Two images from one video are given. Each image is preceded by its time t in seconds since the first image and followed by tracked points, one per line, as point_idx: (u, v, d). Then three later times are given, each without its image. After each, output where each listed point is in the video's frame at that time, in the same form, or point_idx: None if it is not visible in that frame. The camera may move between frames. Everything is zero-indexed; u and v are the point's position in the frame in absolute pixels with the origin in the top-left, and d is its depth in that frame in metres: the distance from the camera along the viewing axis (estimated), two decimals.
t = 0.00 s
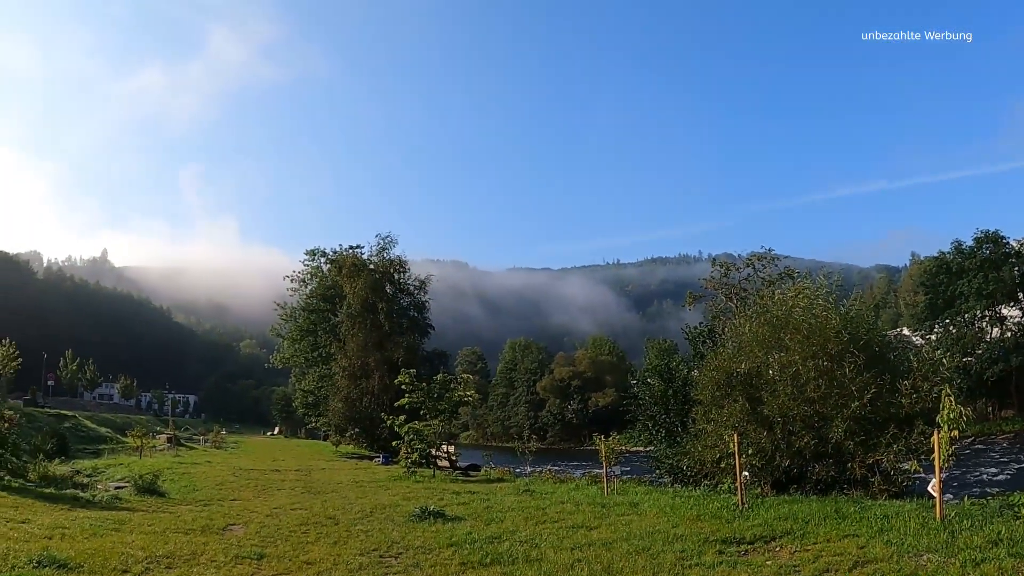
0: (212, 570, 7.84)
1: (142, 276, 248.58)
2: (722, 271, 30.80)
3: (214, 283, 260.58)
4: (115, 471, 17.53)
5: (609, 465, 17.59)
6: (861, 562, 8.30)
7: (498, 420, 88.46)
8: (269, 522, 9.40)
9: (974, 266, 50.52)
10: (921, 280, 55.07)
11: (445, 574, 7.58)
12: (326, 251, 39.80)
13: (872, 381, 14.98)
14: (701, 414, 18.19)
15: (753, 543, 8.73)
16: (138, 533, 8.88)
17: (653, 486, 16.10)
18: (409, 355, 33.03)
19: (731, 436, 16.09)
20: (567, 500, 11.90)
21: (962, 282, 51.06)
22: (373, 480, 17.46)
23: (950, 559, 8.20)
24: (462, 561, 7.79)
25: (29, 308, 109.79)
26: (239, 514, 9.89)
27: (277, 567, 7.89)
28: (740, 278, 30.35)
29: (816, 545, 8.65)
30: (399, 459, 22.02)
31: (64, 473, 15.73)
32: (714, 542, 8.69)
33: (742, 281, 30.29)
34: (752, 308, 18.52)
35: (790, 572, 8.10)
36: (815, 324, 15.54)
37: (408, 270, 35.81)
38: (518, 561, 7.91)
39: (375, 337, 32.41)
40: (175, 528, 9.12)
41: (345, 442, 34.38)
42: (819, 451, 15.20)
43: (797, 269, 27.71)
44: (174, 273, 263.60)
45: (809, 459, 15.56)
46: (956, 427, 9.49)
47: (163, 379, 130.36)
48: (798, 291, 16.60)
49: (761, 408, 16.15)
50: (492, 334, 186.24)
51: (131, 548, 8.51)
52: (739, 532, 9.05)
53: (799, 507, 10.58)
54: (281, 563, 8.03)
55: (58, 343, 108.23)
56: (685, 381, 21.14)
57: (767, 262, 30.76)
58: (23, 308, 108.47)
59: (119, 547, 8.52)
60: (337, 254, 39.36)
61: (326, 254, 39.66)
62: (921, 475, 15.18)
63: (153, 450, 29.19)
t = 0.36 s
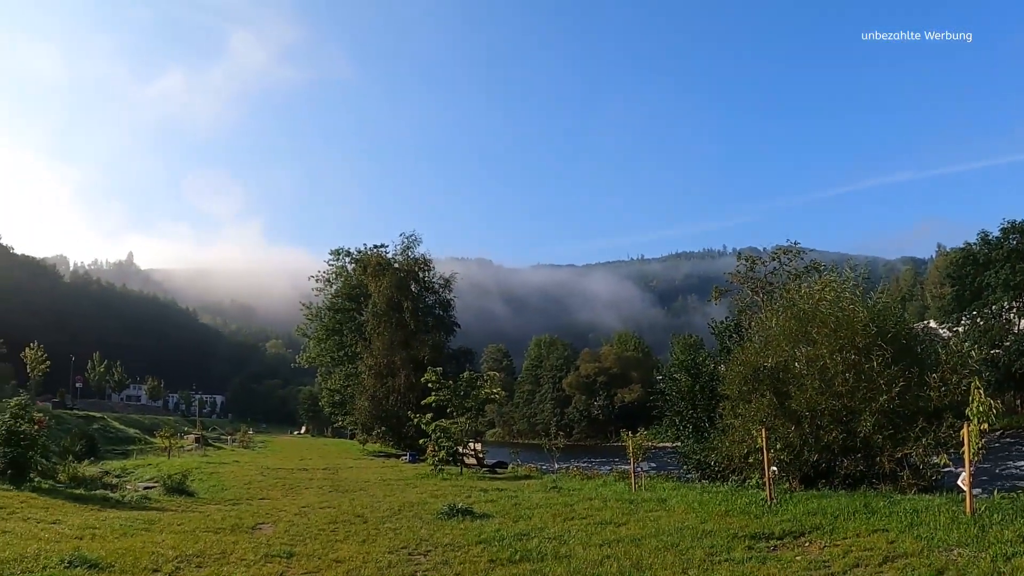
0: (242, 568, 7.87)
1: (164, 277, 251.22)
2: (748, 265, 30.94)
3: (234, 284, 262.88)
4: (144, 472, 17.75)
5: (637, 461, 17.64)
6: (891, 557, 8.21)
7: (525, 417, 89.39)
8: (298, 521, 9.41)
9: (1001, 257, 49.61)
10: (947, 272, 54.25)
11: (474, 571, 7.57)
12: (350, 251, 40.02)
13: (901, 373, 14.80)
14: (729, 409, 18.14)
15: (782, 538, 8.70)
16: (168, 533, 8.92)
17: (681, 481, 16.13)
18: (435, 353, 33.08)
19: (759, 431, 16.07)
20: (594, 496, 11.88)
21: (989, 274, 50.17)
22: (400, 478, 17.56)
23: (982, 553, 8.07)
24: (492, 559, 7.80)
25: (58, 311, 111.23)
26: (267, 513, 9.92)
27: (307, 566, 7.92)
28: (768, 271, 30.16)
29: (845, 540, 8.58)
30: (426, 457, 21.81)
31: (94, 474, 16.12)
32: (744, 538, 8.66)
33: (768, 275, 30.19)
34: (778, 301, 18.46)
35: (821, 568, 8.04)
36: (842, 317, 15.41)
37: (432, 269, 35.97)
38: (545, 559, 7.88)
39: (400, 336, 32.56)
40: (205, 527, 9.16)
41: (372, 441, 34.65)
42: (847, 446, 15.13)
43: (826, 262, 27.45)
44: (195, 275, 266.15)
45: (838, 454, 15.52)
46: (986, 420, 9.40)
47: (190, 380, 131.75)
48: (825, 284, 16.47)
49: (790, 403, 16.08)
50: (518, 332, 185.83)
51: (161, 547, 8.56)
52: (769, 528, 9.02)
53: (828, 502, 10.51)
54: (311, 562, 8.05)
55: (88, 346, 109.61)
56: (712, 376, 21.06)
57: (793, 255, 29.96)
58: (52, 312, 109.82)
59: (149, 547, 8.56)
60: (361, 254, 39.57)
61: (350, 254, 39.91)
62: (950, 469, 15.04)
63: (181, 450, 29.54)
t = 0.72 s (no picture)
0: (269, 567, 7.94)
1: (183, 278, 253.02)
2: (770, 260, 30.69)
3: (251, 284, 264.28)
4: (170, 471, 17.89)
5: (662, 458, 17.61)
6: (917, 554, 8.13)
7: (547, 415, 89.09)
8: (322, 519, 9.40)
9: None
10: (971, 266, 53.40)
11: (500, 569, 7.63)
12: (372, 250, 40.15)
13: (926, 368, 14.71)
14: (753, 405, 18.08)
15: (807, 535, 8.68)
16: (194, 530, 8.98)
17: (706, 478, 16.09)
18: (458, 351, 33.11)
19: (784, 427, 16.01)
20: (619, 494, 11.85)
21: (1013, 267, 48.61)
22: (424, 476, 17.60)
23: (1009, 549, 7.96)
24: (518, 556, 7.82)
25: (82, 312, 112.22)
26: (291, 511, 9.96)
27: (333, 564, 7.97)
28: (789, 265, 30.23)
29: (872, 538, 8.52)
30: (451, 454, 22.15)
31: (120, 473, 16.32)
32: (769, 534, 8.63)
33: (792, 270, 30.02)
34: (803, 296, 18.42)
35: (847, 565, 7.97)
36: (866, 312, 15.36)
37: (454, 267, 36.06)
38: (569, 556, 7.91)
39: (423, 335, 32.64)
40: (230, 525, 9.21)
41: (396, 439, 34.86)
42: (873, 441, 15.06)
43: (848, 258, 27.45)
44: (213, 275, 267.75)
45: (863, 450, 15.45)
46: (1012, 415, 9.33)
47: (213, 380, 132.57)
48: (849, 280, 16.39)
49: (815, 399, 16.01)
50: (541, 330, 185.30)
51: (187, 546, 8.64)
52: (794, 524, 9.00)
53: (853, 498, 10.43)
54: (337, 560, 8.10)
55: (112, 346, 110.46)
56: (737, 372, 20.99)
57: (816, 250, 30.08)
58: (76, 313, 110.82)
59: (176, 545, 8.64)
60: (383, 253, 39.74)
61: (373, 253, 40.15)
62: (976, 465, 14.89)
63: (205, 450, 29.82)
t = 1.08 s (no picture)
0: (294, 564, 8.04)
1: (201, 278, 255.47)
2: (793, 256, 30.72)
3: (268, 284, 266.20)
4: (193, 470, 18.03)
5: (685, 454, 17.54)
6: (943, 550, 8.05)
7: (569, 412, 89.52)
8: (347, 517, 9.45)
9: None
10: (995, 260, 52.75)
11: (525, 568, 7.71)
12: (392, 249, 40.33)
13: (950, 363, 14.63)
14: (776, 402, 18.01)
15: (832, 531, 8.68)
16: (219, 529, 9.04)
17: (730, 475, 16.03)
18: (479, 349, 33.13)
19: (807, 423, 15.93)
20: (642, 490, 11.88)
21: None
22: (446, 474, 17.66)
23: None
24: (542, 553, 7.89)
25: (104, 312, 113.27)
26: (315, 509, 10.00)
27: (358, 561, 8.04)
28: (812, 260, 30.10)
29: (896, 534, 8.48)
30: (474, 452, 22.21)
31: (144, 473, 16.49)
32: (794, 531, 8.65)
33: (814, 265, 29.90)
34: (825, 292, 18.39)
35: (872, 562, 7.93)
36: (890, 307, 15.31)
37: (475, 265, 36.12)
38: (595, 553, 7.96)
39: (443, 333, 32.69)
40: (255, 524, 9.26)
41: (416, 438, 35.02)
42: (897, 437, 14.98)
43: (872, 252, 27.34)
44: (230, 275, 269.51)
45: (887, 446, 15.38)
46: None
47: (234, 380, 133.41)
48: (873, 275, 16.33)
49: (838, 395, 15.92)
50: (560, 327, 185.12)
51: (212, 545, 8.71)
52: (819, 521, 9.00)
53: (877, 494, 10.38)
54: (361, 557, 8.17)
55: (134, 347, 111.36)
56: (759, 368, 20.94)
57: (839, 245, 29.82)
58: (98, 313, 111.85)
59: (200, 544, 8.71)
60: (404, 252, 39.98)
61: (393, 252, 40.42)
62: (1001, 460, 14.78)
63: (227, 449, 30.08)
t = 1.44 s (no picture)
0: (318, 563, 8.23)
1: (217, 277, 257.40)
2: (814, 252, 31.02)
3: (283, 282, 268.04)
4: (214, 469, 18.19)
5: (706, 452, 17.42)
6: (966, 548, 8.04)
7: (588, 411, 89.40)
8: (369, 516, 9.50)
9: None
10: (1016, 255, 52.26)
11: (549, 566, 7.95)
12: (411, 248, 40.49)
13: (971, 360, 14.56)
14: (798, 399, 17.94)
15: (854, 529, 8.74)
16: (242, 528, 9.15)
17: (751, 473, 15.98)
18: (498, 348, 33.11)
19: (829, 421, 15.85)
20: (662, 489, 11.88)
21: None
22: (466, 473, 17.70)
23: None
24: (566, 551, 8.15)
25: (124, 314, 113.86)
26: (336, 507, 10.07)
27: (381, 560, 8.23)
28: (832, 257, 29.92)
29: (919, 532, 8.47)
30: (494, 452, 22.25)
31: (166, 473, 16.61)
32: (815, 529, 8.77)
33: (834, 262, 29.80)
34: (845, 288, 18.32)
35: (896, 560, 7.91)
36: (911, 303, 15.24)
37: (493, 264, 36.14)
38: (621, 552, 8.18)
39: (463, 332, 32.69)
40: (277, 523, 9.36)
41: (436, 436, 35.30)
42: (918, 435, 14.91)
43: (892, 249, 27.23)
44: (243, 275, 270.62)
45: (909, 443, 15.33)
46: None
47: (255, 379, 134.20)
48: (894, 271, 16.25)
49: (859, 393, 15.86)
50: (580, 326, 184.90)
51: (235, 543, 8.83)
52: (841, 519, 9.04)
53: (896, 491, 10.39)
54: (384, 557, 8.36)
55: (155, 346, 112.10)
56: (780, 366, 20.85)
57: (858, 241, 29.79)
58: (118, 315, 112.34)
59: (223, 543, 8.83)
60: (422, 251, 40.19)
61: (412, 252, 40.67)
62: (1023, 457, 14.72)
63: (246, 449, 30.28)
